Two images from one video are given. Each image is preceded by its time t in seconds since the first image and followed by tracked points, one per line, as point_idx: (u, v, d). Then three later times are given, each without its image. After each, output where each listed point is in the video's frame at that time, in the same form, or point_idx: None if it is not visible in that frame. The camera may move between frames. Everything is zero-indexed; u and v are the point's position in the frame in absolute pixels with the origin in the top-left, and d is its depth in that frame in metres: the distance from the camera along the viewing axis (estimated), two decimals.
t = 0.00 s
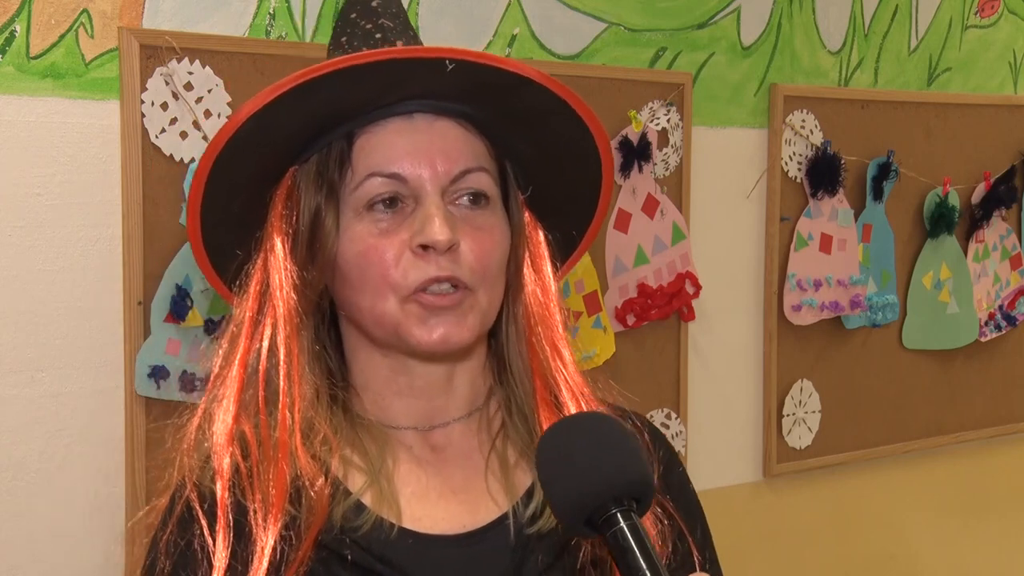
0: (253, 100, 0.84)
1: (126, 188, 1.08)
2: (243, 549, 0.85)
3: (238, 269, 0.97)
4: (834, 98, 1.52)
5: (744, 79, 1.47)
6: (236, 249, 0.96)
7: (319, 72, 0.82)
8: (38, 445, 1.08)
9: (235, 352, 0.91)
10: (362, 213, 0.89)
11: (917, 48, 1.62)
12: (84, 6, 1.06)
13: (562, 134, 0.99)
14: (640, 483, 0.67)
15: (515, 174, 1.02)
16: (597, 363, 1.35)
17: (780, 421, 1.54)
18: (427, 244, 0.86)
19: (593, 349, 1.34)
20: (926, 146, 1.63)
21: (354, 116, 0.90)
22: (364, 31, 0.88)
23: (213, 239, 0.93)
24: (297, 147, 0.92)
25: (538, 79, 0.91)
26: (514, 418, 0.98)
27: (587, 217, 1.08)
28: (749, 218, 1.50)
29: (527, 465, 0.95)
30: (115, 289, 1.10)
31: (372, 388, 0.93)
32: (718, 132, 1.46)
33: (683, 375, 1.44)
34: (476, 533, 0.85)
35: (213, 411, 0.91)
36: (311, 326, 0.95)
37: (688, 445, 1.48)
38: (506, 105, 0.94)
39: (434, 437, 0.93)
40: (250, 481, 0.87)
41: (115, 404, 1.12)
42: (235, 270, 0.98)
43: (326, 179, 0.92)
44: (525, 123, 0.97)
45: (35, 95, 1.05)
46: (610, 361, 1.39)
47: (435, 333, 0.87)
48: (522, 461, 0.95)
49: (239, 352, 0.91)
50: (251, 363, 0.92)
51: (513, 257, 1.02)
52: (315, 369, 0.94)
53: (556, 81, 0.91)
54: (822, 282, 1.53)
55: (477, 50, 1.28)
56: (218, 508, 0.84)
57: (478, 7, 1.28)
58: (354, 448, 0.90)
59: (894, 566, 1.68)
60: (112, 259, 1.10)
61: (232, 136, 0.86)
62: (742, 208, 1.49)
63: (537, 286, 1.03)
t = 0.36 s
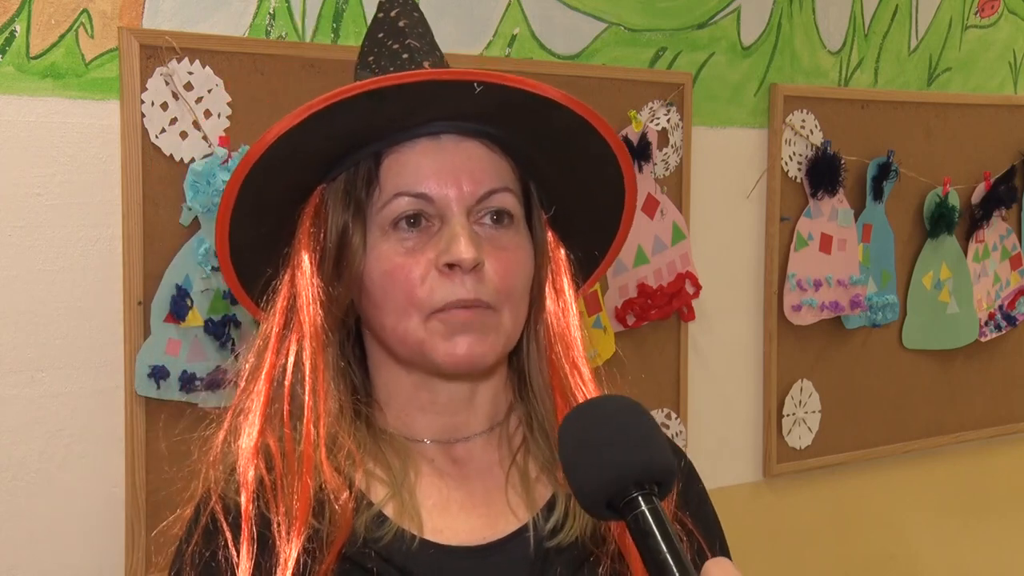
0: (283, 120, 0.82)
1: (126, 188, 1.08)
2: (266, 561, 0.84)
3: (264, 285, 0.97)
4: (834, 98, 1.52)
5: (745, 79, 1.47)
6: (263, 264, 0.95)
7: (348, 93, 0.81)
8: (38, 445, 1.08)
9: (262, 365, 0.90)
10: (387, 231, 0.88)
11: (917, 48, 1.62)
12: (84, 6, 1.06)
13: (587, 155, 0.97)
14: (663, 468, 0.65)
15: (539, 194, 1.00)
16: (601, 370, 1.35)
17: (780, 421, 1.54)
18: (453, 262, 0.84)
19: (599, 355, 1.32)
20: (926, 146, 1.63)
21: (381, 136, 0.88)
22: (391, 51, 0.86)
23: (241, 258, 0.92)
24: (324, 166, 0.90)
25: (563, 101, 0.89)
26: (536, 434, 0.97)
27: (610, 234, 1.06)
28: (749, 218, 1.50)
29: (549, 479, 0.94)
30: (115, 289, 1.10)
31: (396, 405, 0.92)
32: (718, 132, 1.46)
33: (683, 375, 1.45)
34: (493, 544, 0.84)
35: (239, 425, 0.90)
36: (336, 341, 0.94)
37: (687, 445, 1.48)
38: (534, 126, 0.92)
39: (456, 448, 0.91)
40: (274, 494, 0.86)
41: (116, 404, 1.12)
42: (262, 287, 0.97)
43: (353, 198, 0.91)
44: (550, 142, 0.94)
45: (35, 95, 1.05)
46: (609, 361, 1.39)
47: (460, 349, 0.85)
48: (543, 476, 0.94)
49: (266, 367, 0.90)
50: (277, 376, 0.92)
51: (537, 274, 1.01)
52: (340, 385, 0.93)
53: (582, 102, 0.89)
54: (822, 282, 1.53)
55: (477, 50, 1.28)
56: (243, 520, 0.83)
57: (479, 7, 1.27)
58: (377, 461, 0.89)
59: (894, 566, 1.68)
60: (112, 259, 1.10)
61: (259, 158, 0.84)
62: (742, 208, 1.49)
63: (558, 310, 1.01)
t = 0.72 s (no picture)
0: (292, 127, 0.82)
1: (126, 188, 1.08)
2: (277, 563, 0.83)
3: (277, 290, 0.97)
4: (834, 98, 1.52)
5: (745, 79, 1.47)
6: (275, 270, 0.96)
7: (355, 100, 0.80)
8: (38, 445, 1.08)
9: (274, 371, 0.91)
10: (399, 235, 0.88)
11: (917, 48, 1.62)
12: (84, 6, 1.06)
13: (596, 157, 0.97)
14: (682, 473, 0.65)
15: (549, 195, 1.00)
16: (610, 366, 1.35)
17: (781, 421, 1.54)
18: (463, 263, 0.84)
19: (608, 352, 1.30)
20: (926, 146, 1.63)
21: (389, 141, 0.89)
22: (401, 57, 0.86)
23: (253, 264, 0.92)
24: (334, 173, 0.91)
25: (569, 101, 0.89)
26: (549, 434, 0.97)
27: (621, 236, 1.06)
28: (749, 218, 1.50)
29: (563, 476, 0.93)
30: (115, 290, 1.10)
31: (409, 407, 0.92)
32: (718, 132, 1.46)
33: (683, 375, 1.45)
34: (504, 539, 0.84)
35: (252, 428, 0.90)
36: (349, 346, 0.94)
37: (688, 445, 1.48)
38: (544, 127, 0.92)
39: (471, 447, 0.91)
40: (286, 496, 0.86)
41: (116, 404, 1.12)
42: (274, 291, 0.98)
43: (364, 203, 0.91)
44: (558, 147, 0.94)
45: (35, 95, 1.05)
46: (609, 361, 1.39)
47: (472, 355, 0.85)
48: (556, 472, 0.94)
49: (278, 371, 0.91)
50: (289, 382, 0.92)
51: (548, 276, 1.01)
52: (353, 388, 0.93)
53: (587, 102, 0.89)
54: (822, 282, 1.53)
55: (477, 50, 1.28)
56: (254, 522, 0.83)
57: (479, 7, 1.27)
58: (391, 457, 0.89)
59: (894, 566, 1.68)
60: (112, 259, 1.10)
61: (269, 166, 0.84)
62: (742, 208, 1.49)
63: (570, 306, 1.01)
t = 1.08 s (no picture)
0: (299, 121, 0.82)
1: (126, 188, 1.08)
2: (277, 561, 0.83)
3: (279, 286, 0.97)
4: (834, 98, 1.52)
5: (744, 79, 1.47)
6: (279, 266, 0.96)
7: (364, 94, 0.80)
8: (38, 445, 1.08)
9: (276, 367, 0.91)
10: (404, 232, 0.88)
11: (917, 48, 1.62)
12: (84, 6, 1.06)
13: (601, 154, 0.97)
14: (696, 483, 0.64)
15: (554, 194, 1.00)
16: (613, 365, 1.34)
17: (780, 421, 1.54)
18: (470, 259, 0.84)
19: (609, 348, 1.28)
20: (926, 146, 1.63)
21: (396, 136, 0.88)
22: (404, 55, 0.86)
23: (257, 259, 0.92)
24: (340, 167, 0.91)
25: (576, 98, 0.89)
26: (551, 432, 0.97)
27: (625, 234, 1.06)
28: (749, 218, 1.50)
29: (567, 474, 0.94)
30: (115, 290, 1.10)
31: (411, 403, 0.92)
32: (718, 132, 1.46)
33: (683, 375, 1.45)
34: (507, 538, 0.84)
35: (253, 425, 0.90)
36: (351, 343, 0.94)
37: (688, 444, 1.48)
38: (550, 125, 0.92)
39: (472, 444, 0.91)
40: (287, 494, 0.86)
41: (116, 404, 1.12)
42: (276, 288, 0.98)
43: (369, 199, 0.91)
44: (559, 145, 0.95)
45: (35, 94, 1.05)
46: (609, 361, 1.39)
47: (478, 348, 0.85)
48: (560, 471, 0.94)
49: (281, 366, 0.90)
50: (290, 381, 0.91)
51: (552, 274, 1.01)
52: (355, 386, 0.93)
53: (595, 100, 0.89)
54: (822, 282, 1.53)
55: (477, 50, 1.28)
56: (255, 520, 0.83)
57: (478, 7, 1.27)
58: (392, 456, 0.89)
59: (894, 566, 1.68)
60: (112, 259, 1.10)
61: (276, 160, 0.84)
62: (742, 208, 1.49)
63: (574, 304, 1.01)
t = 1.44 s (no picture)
0: (296, 124, 0.82)
1: (126, 188, 1.08)
2: (276, 569, 0.84)
3: (278, 291, 0.98)
4: (834, 98, 1.52)
5: (744, 79, 1.47)
6: (277, 271, 0.96)
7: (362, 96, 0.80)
8: (38, 445, 1.08)
9: (276, 372, 0.91)
10: (405, 233, 0.88)
11: (917, 48, 1.62)
12: (84, 6, 1.06)
13: (600, 150, 0.97)
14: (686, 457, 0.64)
15: (553, 190, 1.00)
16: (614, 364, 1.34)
17: (781, 421, 1.54)
18: (472, 260, 0.83)
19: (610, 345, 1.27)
20: (926, 146, 1.63)
21: (394, 137, 0.88)
22: (397, 54, 0.86)
23: (255, 263, 0.92)
24: (337, 170, 0.91)
25: (575, 94, 0.88)
26: (551, 434, 0.97)
27: (625, 229, 1.06)
28: (749, 218, 1.50)
29: (567, 477, 0.94)
30: (115, 290, 1.10)
31: (413, 405, 0.92)
32: (718, 132, 1.46)
33: (683, 374, 1.45)
34: (507, 542, 0.84)
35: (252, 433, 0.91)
36: (351, 347, 0.94)
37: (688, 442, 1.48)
38: (548, 122, 0.92)
39: (473, 448, 0.91)
40: (285, 502, 0.86)
41: (116, 404, 1.12)
42: (275, 292, 0.98)
43: (368, 202, 0.91)
44: (559, 142, 0.95)
45: (35, 95, 1.05)
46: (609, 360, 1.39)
47: (484, 348, 0.85)
48: (560, 474, 0.94)
49: (281, 371, 0.91)
50: (289, 389, 0.91)
51: (552, 273, 1.01)
52: (355, 391, 0.93)
53: (594, 94, 0.89)
54: (822, 282, 1.53)
55: (477, 50, 1.28)
56: (253, 529, 0.83)
57: (479, 7, 1.27)
58: (393, 461, 0.89)
59: (894, 566, 1.68)
60: (113, 259, 1.10)
61: (273, 164, 0.84)
62: (742, 208, 1.49)
63: (575, 302, 1.01)
